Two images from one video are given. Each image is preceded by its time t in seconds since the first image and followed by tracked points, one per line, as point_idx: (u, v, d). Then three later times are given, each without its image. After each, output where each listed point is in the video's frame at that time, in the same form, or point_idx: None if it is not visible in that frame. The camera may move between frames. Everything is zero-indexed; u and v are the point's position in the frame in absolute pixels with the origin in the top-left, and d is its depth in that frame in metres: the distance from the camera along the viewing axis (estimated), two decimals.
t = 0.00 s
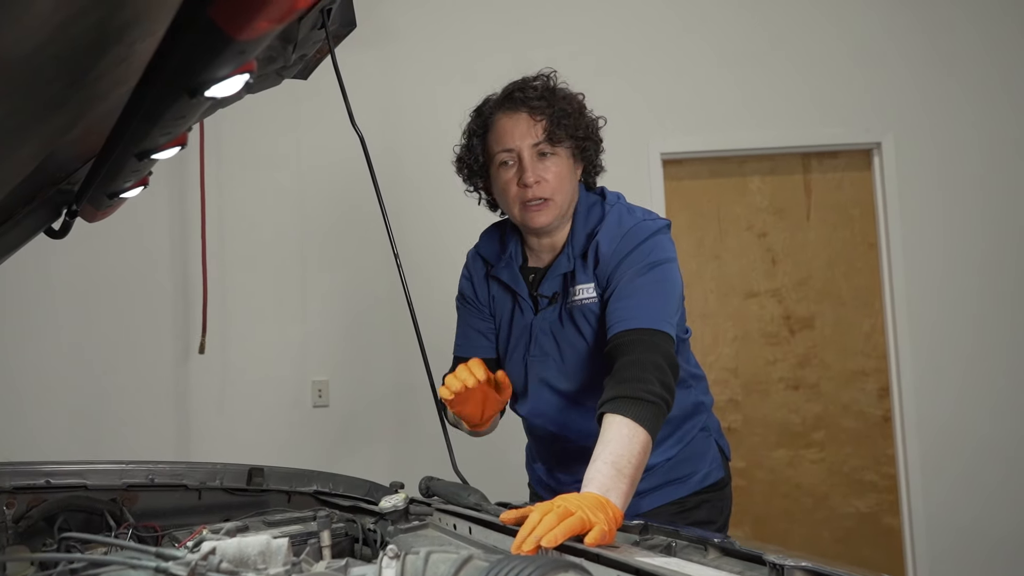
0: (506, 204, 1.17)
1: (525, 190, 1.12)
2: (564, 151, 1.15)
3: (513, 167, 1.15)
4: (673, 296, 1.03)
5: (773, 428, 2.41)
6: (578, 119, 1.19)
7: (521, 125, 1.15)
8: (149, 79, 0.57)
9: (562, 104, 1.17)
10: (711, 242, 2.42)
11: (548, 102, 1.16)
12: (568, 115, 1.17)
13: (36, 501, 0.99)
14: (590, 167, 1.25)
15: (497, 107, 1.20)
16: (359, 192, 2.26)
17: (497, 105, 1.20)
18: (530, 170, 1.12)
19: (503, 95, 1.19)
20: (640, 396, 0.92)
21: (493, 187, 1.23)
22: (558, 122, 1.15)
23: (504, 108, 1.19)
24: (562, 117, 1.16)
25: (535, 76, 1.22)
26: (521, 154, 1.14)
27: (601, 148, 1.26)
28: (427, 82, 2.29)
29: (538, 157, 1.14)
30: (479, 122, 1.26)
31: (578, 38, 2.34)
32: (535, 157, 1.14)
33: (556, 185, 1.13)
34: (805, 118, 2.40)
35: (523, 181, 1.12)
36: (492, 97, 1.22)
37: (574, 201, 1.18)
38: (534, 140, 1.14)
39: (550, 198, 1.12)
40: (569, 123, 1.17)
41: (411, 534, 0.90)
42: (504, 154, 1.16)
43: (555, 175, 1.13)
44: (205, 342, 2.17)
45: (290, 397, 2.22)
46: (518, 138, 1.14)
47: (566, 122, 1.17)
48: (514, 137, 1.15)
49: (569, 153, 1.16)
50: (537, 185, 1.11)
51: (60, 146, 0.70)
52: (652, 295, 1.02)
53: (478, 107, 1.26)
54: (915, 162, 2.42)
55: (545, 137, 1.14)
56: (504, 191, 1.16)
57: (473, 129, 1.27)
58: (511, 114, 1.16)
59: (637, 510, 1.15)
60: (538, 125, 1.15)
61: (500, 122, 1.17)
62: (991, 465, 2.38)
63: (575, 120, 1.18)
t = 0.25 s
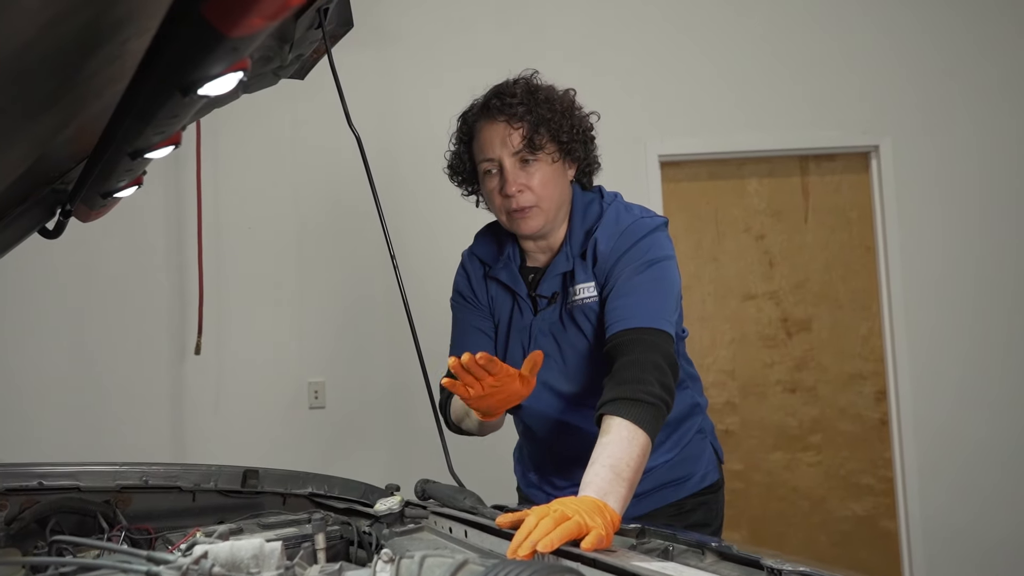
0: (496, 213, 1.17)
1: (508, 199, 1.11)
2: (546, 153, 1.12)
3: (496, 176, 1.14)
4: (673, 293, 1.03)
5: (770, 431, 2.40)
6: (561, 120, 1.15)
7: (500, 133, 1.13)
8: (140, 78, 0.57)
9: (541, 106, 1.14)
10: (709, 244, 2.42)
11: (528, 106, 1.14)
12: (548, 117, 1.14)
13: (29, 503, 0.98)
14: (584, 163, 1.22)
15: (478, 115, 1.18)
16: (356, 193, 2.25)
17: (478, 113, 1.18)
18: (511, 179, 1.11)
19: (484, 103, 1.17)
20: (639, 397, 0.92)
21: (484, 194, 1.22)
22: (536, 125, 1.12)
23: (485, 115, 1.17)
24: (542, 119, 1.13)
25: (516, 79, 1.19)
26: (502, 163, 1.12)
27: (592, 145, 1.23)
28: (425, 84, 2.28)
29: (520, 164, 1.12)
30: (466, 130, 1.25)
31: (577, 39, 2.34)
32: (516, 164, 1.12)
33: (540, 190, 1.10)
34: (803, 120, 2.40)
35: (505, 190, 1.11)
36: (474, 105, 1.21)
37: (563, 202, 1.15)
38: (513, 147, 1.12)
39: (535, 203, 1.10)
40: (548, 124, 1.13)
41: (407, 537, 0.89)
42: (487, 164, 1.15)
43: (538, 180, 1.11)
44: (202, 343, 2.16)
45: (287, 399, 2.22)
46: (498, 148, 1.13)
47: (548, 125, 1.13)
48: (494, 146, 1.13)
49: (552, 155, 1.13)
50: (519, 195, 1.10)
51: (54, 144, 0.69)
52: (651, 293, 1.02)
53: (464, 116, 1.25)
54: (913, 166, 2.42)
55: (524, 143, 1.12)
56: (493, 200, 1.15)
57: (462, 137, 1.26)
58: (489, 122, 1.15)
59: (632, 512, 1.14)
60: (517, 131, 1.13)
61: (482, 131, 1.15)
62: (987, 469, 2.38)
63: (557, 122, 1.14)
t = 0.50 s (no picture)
0: (498, 213, 1.14)
1: (513, 204, 1.08)
2: (550, 158, 1.09)
3: (499, 181, 1.10)
4: (672, 298, 1.03)
5: (768, 433, 2.40)
6: (566, 122, 1.11)
7: (503, 138, 1.08)
8: (134, 75, 0.56)
9: (545, 108, 1.10)
10: (707, 245, 2.42)
11: (532, 110, 1.09)
12: (553, 121, 1.09)
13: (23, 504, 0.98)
14: (589, 162, 1.19)
15: (480, 116, 1.13)
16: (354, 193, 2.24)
17: (480, 114, 1.13)
18: (515, 185, 1.07)
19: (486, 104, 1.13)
20: (638, 399, 0.91)
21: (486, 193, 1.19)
22: (540, 129, 1.08)
23: (487, 116, 1.12)
24: (547, 123, 1.09)
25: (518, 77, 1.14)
26: (505, 168, 1.08)
27: (597, 144, 1.19)
28: (423, 84, 2.28)
29: (524, 169, 1.08)
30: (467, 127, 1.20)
31: (575, 40, 2.33)
32: (520, 170, 1.08)
33: (543, 195, 1.08)
34: (802, 122, 2.40)
35: (509, 196, 1.08)
36: (476, 102, 1.16)
37: (567, 205, 1.13)
38: (517, 152, 1.08)
39: (538, 209, 1.09)
40: (553, 128, 1.09)
41: (403, 539, 0.88)
42: (489, 167, 1.11)
43: (542, 186, 1.08)
44: (199, 343, 2.15)
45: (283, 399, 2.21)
46: (500, 153, 1.08)
47: (553, 129, 1.09)
48: (497, 150, 1.09)
49: (557, 159, 1.10)
50: (524, 200, 1.07)
51: (49, 141, 0.69)
52: (652, 296, 1.01)
53: (465, 112, 1.20)
54: (911, 168, 2.42)
55: (528, 148, 1.07)
56: (495, 203, 1.13)
57: (464, 132, 1.22)
58: (492, 125, 1.10)
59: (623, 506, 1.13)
60: (521, 136, 1.08)
61: (484, 134, 1.11)
62: (985, 471, 2.38)
63: (561, 125, 1.10)
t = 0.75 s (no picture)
0: (496, 213, 1.14)
1: (510, 206, 1.08)
2: (550, 161, 1.08)
3: (498, 181, 1.09)
4: (669, 299, 1.03)
5: (767, 434, 2.40)
6: (567, 125, 1.10)
7: (503, 138, 1.07)
8: (128, 74, 0.56)
9: (546, 110, 1.09)
10: (706, 246, 2.41)
11: (534, 111, 1.08)
12: (554, 123, 1.08)
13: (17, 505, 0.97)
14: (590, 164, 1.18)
15: (482, 115, 1.12)
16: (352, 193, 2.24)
17: (481, 112, 1.12)
18: (514, 186, 1.07)
19: (488, 103, 1.11)
20: (636, 401, 0.91)
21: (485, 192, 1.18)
22: (541, 131, 1.07)
23: (488, 116, 1.11)
24: (548, 126, 1.08)
25: (522, 77, 1.13)
26: (505, 169, 1.08)
27: (599, 147, 1.18)
28: (421, 84, 2.28)
29: (523, 171, 1.08)
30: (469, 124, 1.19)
31: (574, 40, 2.33)
32: (519, 171, 1.07)
33: (541, 198, 1.08)
34: (801, 123, 2.40)
35: (507, 198, 1.07)
36: (478, 102, 1.15)
37: (566, 207, 1.12)
38: (517, 154, 1.07)
39: (536, 212, 1.08)
40: (554, 130, 1.08)
41: (400, 542, 0.88)
42: (488, 167, 1.10)
43: (541, 189, 1.07)
44: (196, 343, 2.15)
45: (281, 400, 2.20)
46: (500, 153, 1.07)
47: (554, 131, 1.08)
48: (496, 150, 1.08)
49: (556, 161, 1.09)
50: (523, 203, 1.07)
51: (45, 140, 0.68)
52: (650, 298, 1.01)
53: (467, 110, 1.20)
54: (910, 169, 2.42)
55: (528, 150, 1.07)
56: (494, 204, 1.12)
57: (466, 131, 1.22)
58: (492, 125, 1.09)
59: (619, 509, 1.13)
60: (521, 137, 1.07)
61: (484, 133, 1.10)
62: (984, 473, 2.38)
63: (563, 127, 1.09)
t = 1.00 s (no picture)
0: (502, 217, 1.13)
1: (518, 211, 1.08)
2: (560, 168, 1.07)
3: (506, 186, 1.09)
4: (669, 307, 1.03)
5: (766, 438, 2.39)
6: (578, 132, 1.10)
7: (513, 143, 1.07)
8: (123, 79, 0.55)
9: (558, 117, 1.08)
10: (705, 250, 2.41)
11: (544, 117, 1.07)
12: (565, 130, 1.08)
13: (14, 511, 0.97)
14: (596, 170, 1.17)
15: (491, 118, 1.11)
16: (350, 196, 2.23)
17: (491, 116, 1.12)
18: (522, 192, 1.06)
19: (498, 107, 1.11)
20: (637, 408, 0.90)
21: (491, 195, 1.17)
22: (552, 138, 1.06)
23: (498, 119, 1.10)
24: (559, 132, 1.07)
25: (533, 82, 1.12)
26: (514, 174, 1.07)
27: (606, 153, 1.18)
28: (420, 87, 2.27)
29: (532, 177, 1.07)
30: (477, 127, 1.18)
31: (573, 44, 2.33)
32: (528, 177, 1.07)
33: (550, 204, 1.07)
34: (799, 127, 2.40)
35: (515, 203, 1.07)
36: (487, 103, 1.14)
37: (573, 213, 1.12)
38: (527, 160, 1.06)
39: (544, 217, 1.08)
40: (564, 138, 1.08)
41: (397, 548, 0.87)
42: (497, 172, 1.10)
43: (549, 195, 1.07)
44: (195, 346, 2.14)
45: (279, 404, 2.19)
46: (509, 158, 1.07)
47: (564, 138, 1.08)
48: (506, 155, 1.07)
49: (566, 169, 1.08)
50: (531, 209, 1.06)
51: (41, 145, 0.68)
52: (650, 305, 1.01)
53: (474, 112, 1.19)
54: (910, 172, 2.42)
55: (538, 156, 1.06)
56: (501, 208, 1.11)
57: (472, 132, 1.21)
58: (502, 129, 1.08)
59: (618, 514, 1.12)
60: (532, 143, 1.06)
61: (493, 137, 1.09)
62: (984, 476, 2.37)
63: (573, 134, 1.09)
